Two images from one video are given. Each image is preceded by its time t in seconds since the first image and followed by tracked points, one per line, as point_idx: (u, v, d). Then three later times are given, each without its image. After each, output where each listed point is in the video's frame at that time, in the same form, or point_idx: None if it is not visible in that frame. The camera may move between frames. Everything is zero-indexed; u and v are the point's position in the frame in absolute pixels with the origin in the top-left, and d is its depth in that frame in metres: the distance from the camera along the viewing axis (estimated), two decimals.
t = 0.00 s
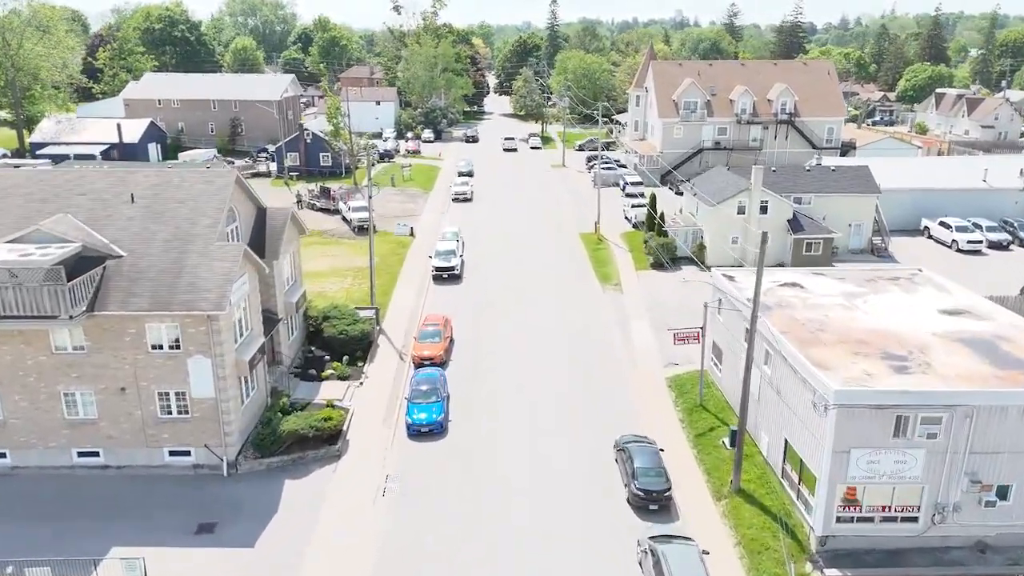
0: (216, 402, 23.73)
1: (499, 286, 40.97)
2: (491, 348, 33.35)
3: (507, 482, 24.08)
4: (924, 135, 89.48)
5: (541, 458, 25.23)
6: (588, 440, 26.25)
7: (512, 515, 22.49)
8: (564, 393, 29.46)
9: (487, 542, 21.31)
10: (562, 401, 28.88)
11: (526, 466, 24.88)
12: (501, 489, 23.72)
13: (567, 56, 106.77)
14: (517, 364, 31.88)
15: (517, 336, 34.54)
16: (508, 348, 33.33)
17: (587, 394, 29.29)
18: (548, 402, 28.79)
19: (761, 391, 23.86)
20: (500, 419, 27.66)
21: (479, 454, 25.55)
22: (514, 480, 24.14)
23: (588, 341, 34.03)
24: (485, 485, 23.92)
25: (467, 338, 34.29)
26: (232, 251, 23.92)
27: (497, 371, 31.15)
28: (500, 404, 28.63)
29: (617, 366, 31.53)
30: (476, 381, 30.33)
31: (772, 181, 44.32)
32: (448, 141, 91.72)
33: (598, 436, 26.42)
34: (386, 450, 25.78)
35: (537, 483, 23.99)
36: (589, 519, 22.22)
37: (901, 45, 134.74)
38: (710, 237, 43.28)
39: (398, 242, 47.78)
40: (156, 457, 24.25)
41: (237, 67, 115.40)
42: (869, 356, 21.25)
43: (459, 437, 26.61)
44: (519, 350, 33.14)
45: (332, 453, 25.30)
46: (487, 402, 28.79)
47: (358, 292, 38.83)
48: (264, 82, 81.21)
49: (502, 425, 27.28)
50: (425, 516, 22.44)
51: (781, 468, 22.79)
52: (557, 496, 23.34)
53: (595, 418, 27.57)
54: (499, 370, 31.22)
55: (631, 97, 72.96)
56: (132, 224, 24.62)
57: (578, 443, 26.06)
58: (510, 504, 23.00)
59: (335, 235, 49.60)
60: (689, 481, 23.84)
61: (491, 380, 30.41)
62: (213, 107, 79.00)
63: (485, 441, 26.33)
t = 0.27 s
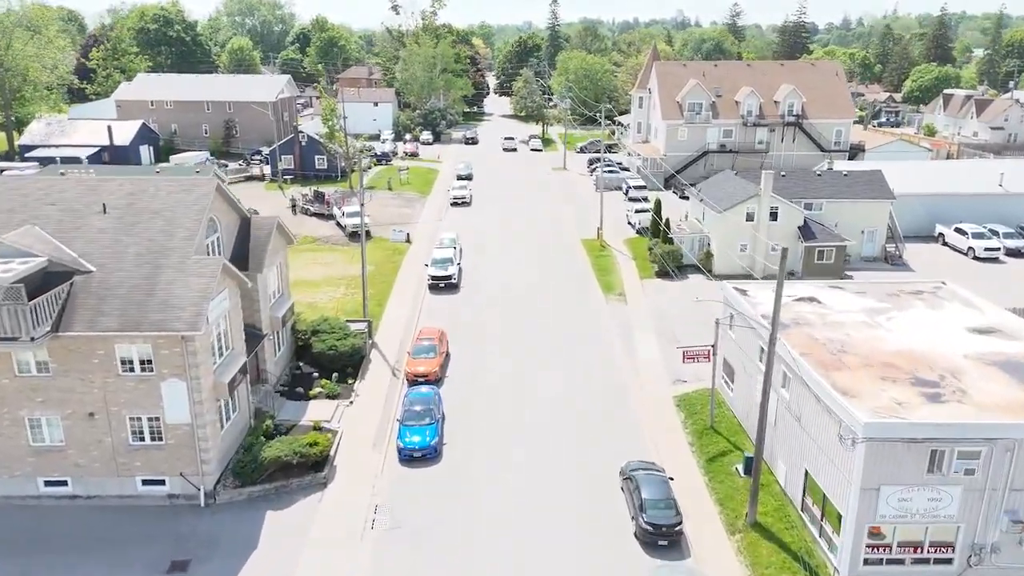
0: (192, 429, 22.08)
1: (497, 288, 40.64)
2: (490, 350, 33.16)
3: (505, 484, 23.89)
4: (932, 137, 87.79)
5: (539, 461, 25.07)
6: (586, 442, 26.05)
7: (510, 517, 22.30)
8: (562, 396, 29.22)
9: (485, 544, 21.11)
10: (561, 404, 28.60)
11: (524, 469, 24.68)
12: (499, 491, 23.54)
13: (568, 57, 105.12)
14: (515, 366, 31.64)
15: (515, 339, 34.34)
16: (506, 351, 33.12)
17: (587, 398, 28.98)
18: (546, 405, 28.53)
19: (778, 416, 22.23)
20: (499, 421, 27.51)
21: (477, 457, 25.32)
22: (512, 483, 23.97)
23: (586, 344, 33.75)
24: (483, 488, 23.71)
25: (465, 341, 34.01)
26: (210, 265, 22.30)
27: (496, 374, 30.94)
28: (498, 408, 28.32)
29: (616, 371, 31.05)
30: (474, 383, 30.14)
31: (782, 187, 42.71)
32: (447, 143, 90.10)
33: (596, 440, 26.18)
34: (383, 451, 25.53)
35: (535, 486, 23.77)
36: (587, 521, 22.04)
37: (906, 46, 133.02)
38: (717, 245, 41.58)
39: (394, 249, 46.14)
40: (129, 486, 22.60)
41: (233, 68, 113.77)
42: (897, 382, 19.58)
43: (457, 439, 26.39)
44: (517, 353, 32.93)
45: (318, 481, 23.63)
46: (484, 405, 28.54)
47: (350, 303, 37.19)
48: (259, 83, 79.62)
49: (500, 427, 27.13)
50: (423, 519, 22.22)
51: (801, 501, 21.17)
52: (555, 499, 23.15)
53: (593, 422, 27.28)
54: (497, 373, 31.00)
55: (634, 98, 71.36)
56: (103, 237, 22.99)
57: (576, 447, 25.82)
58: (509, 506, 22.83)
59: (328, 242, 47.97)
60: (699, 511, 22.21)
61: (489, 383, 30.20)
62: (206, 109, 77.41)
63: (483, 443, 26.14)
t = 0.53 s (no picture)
0: (166, 460, 20.47)
1: (497, 292, 40.06)
2: (488, 355, 32.66)
3: (502, 493, 23.38)
4: (941, 139, 86.11)
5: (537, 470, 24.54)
6: (585, 451, 25.53)
7: (506, 527, 21.79)
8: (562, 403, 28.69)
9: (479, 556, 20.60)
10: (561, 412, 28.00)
11: (522, 478, 24.18)
12: (495, 500, 23.04)
13: (569, 57, 103.50)
14: (515, 372, 31.10)
15: (514, 344, 33.80)
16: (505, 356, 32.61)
17: (588, 406, 28.38)
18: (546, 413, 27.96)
19: (797, 445, 20.66)
20: (498, 427, 27.02)
21: (474, 466, 24.76)
22: (509, 492, 23.47)
23: (587, 351, 33.16)
24: (479, 496, 23.21)
25: (463, 346, 33.46)
26: (185, 283, 20.72)
27: (495, 380, 30.43)
28: (496, 415, 27.78)
29: (617, 381, 30.31)
30: (473, 390, 29.62)
31: (792, 193, 41.11)
32: (446, 145, 88.55)
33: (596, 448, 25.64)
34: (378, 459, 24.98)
35: (532, 496, 23.22)
36: (584, 532, 21.51)
37: (911, 46, 131.27)
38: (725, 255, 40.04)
39: (390, 258, 44.62)
40: (98, 521, 21.00)
41: (230, 68, 112.23)
42: (930, 414, 17.99)
43: (454, 446, 25.86)
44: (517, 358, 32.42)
45: (301, 514, 22.00)
46: (483, 412, 28.02)
47: (343, 315, 35.69)
48: (255, 84, 78.05)
49: (499, 433, 26.63)
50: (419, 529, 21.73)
51: (824, 539, 19.50)
52: (552, 509, 22.64)
53: (593, 431, 26.70)
54: (496, 379, 30.48)
55: (637, 100, 69.78)
56: (72, 253, 21.41)
57: (576, 456, 25.27)
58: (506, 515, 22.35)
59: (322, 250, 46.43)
60: (711, 546, 20.61)
61: (488, 389, 29.71)
62: (200, 110, 75.82)
63: (480, 450, 25.63)
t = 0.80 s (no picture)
0: (133, 488, 19.00)
1: (495, 293, 39.50)
2: (486, 357, 32.22)
3: (496, 498, 22.92)
4: (947, 140, 84.63)
5: (533, 471, 24.20)
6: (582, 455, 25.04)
7: (499, 532, 21.33)
8: (560, 407, 28.16)
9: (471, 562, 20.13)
10: (558, 417, 27.45)
11: (518, 481, 23.71)
12: (488, 504, 22.61)
13: (569, 57, 102.01)
14: (513, 375, 30.61)
15: (513, 346, 33.30)
16: (503, 359, 32.11)
17: (587, 409, 27.98)
18: (543, 417, 27.43)
19: (813, 472, 19.20)
20: (494, 430, 26.57)
21: (469, 469, 24.27)
22: (504, 496, 23.00)
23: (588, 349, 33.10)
24: (473, 500, 22.76)
25: (460, 349, 32.91)
26: (154, 298, 19.26)
27: (493, 383, 29.94)
28: (493, 418, 27.30)
29: (617, 387, 29.57)
30: (470, 393, 29.15)
31: (800, 198, 39.63)
32: (444, 146, 87.12)
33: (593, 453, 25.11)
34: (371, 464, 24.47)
35: (528, 498, 22.89)
36: (579, 539, 21.01)
37: (915, 46, 129.70)
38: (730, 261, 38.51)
39: (384, 264, 43.16)
40: (61, 553, 19.55)
41: (225, 68, 110.77)
42: (959, 444, 16.59)
43: (449, 449, 25.37)
44: (515, 360, 31.97)
45: (280, 544, 20.47)
46: (479, 414, 27.52)
47: (332, 325, 34.23)
48: (248, 85, 76.58)
49: (495, 436, 26.17)
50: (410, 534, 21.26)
51: None
52: (546, 514, 22.15)
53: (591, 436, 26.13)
54: (493, 382, 30.00)
55: (638, 100, 68.28)
56: (34, 265, 19.94)
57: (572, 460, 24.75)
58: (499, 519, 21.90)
59: (313, 255, 44.98)
60: None
61: (485, 392, 29.23)
62: (192, 111, 74.32)
63: (476, 453, 25.17)
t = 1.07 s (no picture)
0: (90, 524, 17.57)
1: (492, 296, 39.07)
2: (483, 360, 31.99)
3: (491, 500, 22.74)
4: (952, 142, 83.18)
5: (531, 470, 24.17)
6: (578, 458, 24.81)
7: (493, 535, 21.12)
8: (557, 410, 27.92)
9: (464, 565, 19.95)
10: (555, 421, 27.17)
11: (513, 483, 23.53)
12: (483, 506, 22.42)
13: (568, 57, 100.56)
14: (510, 377, 30.43)
15: (510, 349, 33.02)
16: (500, 362, 31.88)
17: (585, 410, 27.89)
18: (540, 420, 27.25)
19: (826, 506, 17.78)
20: (491, 432, 26.37)
21: (464, 472, 24.08)
22: (499, 498, 22.80)
23: (587, 348, 33.09)
24: (467, 503, 22.54)
25: (455, 353, 32.47)
26: (114, 319, 17.84)
27: (490, 386, 29.72)
28: (491, 418, 27.30)
29: (615, 390, 29.37)
30: (467, 395, 28.95)
31: (805, 203, 38.22)
32: (440, 148, 85.68)
33: (589, 457, 24.85)
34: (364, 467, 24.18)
35: (526, 497, 22.85)
36: (575, 542, 20.74)
37: (917, 46, 128.11)
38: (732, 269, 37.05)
39: (375, 271, 41.73)
40: None
41: (219, 68, 109.28)
42: (987, 482, 15.21)
43: (445, 451, 25.18)
44: (512, 360, 31.92)
45: None
46: (476, 417, 27.33)
47: (318, 337, 32.82)
48: (240, 85, 75.19)
49: (491, 439, 25.99)
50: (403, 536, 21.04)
51: None
52: (542, 516, 21.95)
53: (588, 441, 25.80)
54: (491, 384, 29.79)
55: (637, 101, 66.84)
56: None
57: (568, 464, 24.52)
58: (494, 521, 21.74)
59: (302, 261, 43.56)
60: None
61: (481, 395, 28.99)
62: (183, 112, 72.89)
63: (472, 455, 25.01)
